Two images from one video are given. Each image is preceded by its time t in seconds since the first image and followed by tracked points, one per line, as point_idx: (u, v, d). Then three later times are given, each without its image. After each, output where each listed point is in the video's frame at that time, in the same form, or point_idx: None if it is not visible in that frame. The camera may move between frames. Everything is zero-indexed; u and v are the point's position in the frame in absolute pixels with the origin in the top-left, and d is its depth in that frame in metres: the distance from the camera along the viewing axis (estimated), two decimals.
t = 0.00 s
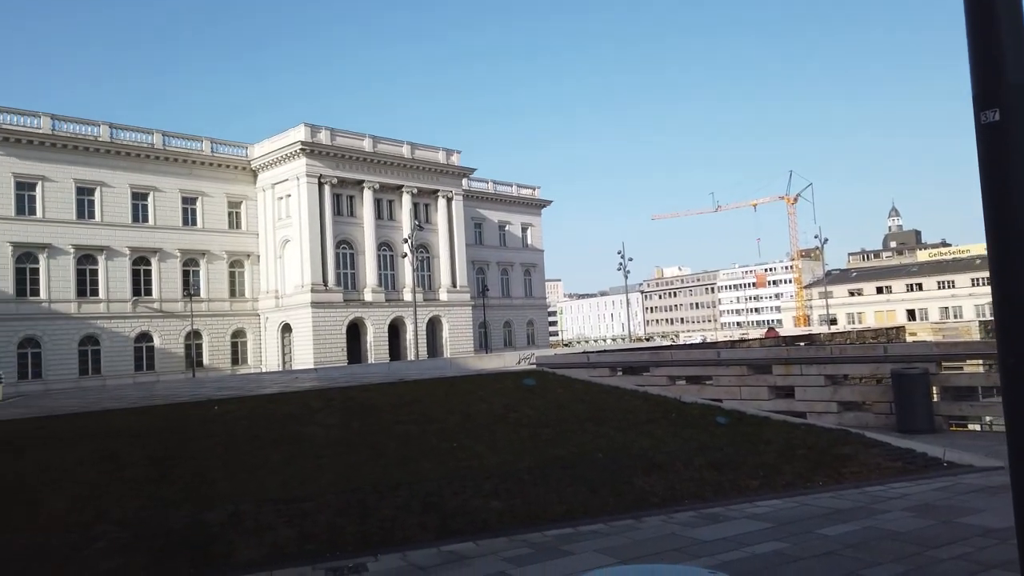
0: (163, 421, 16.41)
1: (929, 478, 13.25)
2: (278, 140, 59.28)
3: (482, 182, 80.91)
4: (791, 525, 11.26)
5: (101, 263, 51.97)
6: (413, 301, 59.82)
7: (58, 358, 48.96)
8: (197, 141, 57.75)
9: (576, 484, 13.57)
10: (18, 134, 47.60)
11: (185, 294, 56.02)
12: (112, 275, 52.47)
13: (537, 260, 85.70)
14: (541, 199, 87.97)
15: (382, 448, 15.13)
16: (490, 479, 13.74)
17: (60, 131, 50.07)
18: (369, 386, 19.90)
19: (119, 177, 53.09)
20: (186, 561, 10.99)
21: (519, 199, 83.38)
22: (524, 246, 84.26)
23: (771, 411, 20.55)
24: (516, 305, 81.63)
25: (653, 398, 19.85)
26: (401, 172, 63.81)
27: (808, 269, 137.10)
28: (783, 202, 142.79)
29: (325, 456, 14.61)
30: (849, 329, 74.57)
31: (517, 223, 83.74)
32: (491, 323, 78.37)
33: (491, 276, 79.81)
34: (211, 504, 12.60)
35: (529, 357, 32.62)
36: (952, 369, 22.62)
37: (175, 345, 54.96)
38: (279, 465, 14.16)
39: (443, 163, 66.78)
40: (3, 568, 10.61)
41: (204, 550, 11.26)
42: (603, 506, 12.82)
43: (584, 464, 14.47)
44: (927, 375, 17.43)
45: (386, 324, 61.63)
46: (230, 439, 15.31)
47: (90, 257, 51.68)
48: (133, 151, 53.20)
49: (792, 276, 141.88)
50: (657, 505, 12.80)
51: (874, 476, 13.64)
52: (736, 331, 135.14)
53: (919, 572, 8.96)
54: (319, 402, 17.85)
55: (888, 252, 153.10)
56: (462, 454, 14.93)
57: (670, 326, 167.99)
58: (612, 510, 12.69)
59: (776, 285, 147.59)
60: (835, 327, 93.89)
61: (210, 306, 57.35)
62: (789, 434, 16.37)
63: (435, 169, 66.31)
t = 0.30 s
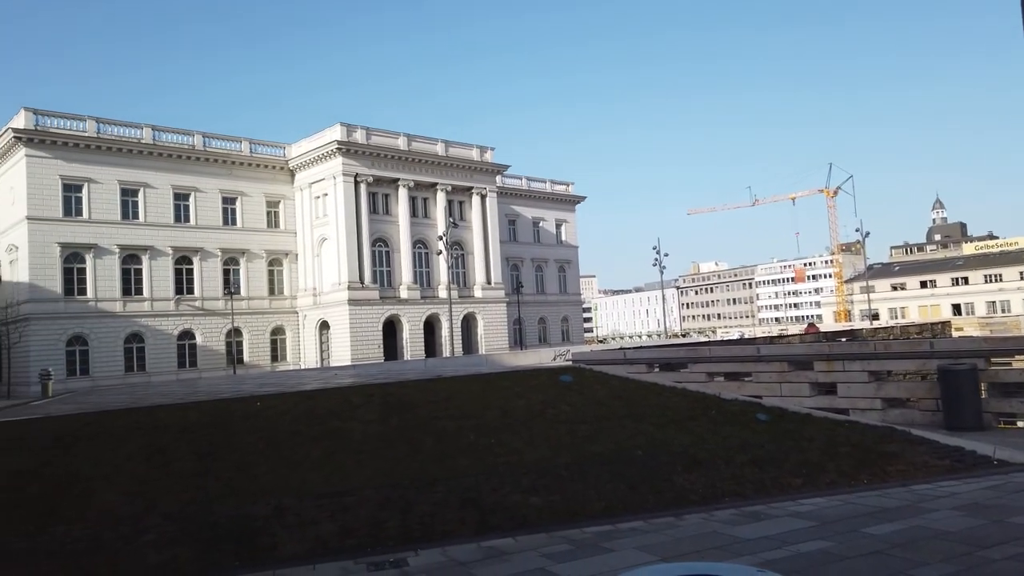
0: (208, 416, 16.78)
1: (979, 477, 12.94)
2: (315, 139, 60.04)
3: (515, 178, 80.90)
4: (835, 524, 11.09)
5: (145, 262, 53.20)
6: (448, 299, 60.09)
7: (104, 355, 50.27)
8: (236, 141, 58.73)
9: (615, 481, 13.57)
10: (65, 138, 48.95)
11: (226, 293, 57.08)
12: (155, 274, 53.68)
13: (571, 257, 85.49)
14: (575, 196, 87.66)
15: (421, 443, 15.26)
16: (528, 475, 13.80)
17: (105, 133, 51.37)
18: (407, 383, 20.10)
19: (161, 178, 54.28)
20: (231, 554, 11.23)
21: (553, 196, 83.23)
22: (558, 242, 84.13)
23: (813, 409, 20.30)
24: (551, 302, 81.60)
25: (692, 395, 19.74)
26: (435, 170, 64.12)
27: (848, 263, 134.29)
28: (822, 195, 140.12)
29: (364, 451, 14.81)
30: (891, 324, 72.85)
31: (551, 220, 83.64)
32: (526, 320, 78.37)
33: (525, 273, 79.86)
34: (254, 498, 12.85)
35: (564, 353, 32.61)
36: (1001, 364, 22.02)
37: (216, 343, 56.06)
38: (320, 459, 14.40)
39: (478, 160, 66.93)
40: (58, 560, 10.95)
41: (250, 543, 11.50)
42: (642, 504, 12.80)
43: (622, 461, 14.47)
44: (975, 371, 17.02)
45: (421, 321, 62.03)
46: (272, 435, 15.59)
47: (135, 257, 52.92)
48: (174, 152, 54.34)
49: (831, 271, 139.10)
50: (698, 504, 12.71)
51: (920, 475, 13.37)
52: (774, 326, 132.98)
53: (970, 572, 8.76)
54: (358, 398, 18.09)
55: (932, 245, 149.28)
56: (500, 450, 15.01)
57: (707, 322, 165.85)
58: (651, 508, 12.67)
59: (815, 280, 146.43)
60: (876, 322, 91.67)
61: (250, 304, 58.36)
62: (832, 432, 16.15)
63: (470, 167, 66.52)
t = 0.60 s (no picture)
0: (252, 412, 17.12)
1: None
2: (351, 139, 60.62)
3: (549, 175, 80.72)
4: (883, 523, 10.90)
5: (188, 262, 54.32)
6: (483, 296, 60.25)
7: (149, 352, 51.52)
8: (275, 142, 59.54)
9: (655, 480, 13.53)
10: (109, 141, 50.18)
11: (266, 291, 58.01)
12: (197, 273, 54.80)
13: (606, 253, 85.08)
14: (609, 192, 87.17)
15: (459, 440, 15.36)
16: (568, 472, 13.82)
17: (147, 136, 52.52)
18: (446, 379, 20.26)
19: (202, 179, 55.34)
20: (276, 548, 11.43)
21: (587, 192, 82.87)
22: (593, 239, 83.76)
23: (857, 406, 19.97)
24: (586, 298, 81.34)
25: (733, 393, 19.54)
26: (469, 168, 64.29)
27: (890, 257, 131.30)
28: (862, 187, 137.12)
29: (405, 447, 14.97)
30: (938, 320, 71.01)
31: (586, 216, 83.29)
32: (562, 317, 78.22)
33: (560, 269, 79.71)
34: (296, 493, 13.05)
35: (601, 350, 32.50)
36: None
37: (257, 340, 57.03)
38: (361, 455, 14.59)
39: (512, 158, 66.93)
40: (111, 553, 11.26)
41: (294, 537, 11.71)
42: (683, 503, 12.74)
43: (662, 460, 14.42)
44: None
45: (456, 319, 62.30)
46: (314, 430, 15.84)
47: (178, 256, 54.07)
48: (214, 154, 55.33)
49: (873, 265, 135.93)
50: (740, 503, 12.62)
51: (972, 475, 13.07)
52: (814, 322, 130.40)
53: None
54: (398, 395, 18.27)
55: (978, 238, 144.96)
56: (538, 447, 15.05)
57: (744, 318, 163.57)
58: (693, 507, 12.60)
59: (856, 274, 141.92)
60: (921, 318, 89.57)
61: (289, 302, 59.23)
62: (878, 431, 15.88)
63: (504, 165, 66.58)
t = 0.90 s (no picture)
0: (291, 402, 17.42)
1: None
2: (388, 133, 61.06)
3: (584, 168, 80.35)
4: (926, 524, 10.67)
5: (228, 254, 55.37)
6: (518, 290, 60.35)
7: (192, 343, 52.71)
8: (313, 137, 60.30)
9: (691, 476, 13.47)
10: (153, 136, 51.35)
11: (304, 284, 58.87)
12: (238, 266, 55.84)
13: (642, 247, 84.47)
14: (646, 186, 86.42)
15: (495, 433, 15.42)
16: (603, 466, 13.82)
17: (190, 131, 53.61)
18: (480, 373, 20.36)
19: (243, 174, 56.34)
20: (315, 536, 11.64)
21: (623, 186, 82.30)
22: (628, 233, 83.21)
23: (899, 404, 19.60)
24: (621, 293, 80.94)
25: (771, 390, 19.31)
26: (505, 162, 64.33)
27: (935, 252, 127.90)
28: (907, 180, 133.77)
29: (440, 439, 15.10)
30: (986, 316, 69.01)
31: (621, 211, 82.72)
32: (596, 311, 77.97)
33: (595, 263, 79.39)
34: (334, 483, 13.27)
35: (636, 345, 32.30)
36: None
37: (295, 332, 57.99)
38: (398, 446, 14.76)
39: (547, 151, 66.76)
40: (157, 539, 11.57)
41: (332, 526, 11.91)
42: (720, 500, 12.65)
43: (698, 456, 14.33)
44: None
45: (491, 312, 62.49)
46: (352, 421, 16.07)
47: (219, 249, 55.15)
48: (255, 148, 56.25)
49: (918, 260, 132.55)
50: (778, 501, 12.46)
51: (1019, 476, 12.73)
52: (855, 319, 127.64)
53: None
54: (434, 387, 18.42)
55: None
56: (573, 441, 15.05)
57: (783, 314, 160.92)
58: (729, 504, 12.51)
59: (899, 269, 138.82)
60: (967, 314, 87.29)
61: (327, 294, 60.04)
62: (921, 430, 15.55)
63: (540, 158, 66.45)
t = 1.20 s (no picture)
0: (324, 395, 17.66)
1: None
2: (421, 128, 61.34)
3: (617, 163, 79.82)
4: (966, 528, 10.42)
5: (265, 249, 56.24)
6: (550, 285, 60.29)
7: (228, 336, 53.74)
8: (347, 132, 60.88)
9: (723, 475, 13.37)
10: (192, 132, 52.33)
11: (338, 278, 59.54)
12: (274, 260, 56.70)
13: (675, 243, 83.72)
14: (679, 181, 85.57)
15: (525, 428, 15.46)
16: (634, 464, 13.78)
17: (228, 127, 54.52)
18: (511, 368, 20.40)
19: (280, 169, 57.16)
20: (348, 528, 11.79)
21: (656, 181, 81.62)
22: (661, 229, 82.51)
23: (938, 405, 19.20)
24: (653, 289, 80.35)
25: (806, 389, 19.04)
26: (538, 158, 64.25)
27: (978, 250, 124.49)
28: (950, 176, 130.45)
29: (471, 433, 15.18)
30: None
31: (655, 206, 82.05)
32: (628, 307, 77.54)
33: (627, 259, 78.89)
34: (366, 475, 13.43)
35: (668, 342, 32.07)
36: None
37: (329, 325, 58.75)
38: (429, 440, 14.88)
39: (580, 147, 66.46)
40: (193, 528, 11.84)
41: (364, 518, 12.06)
42: (751, 500, 12.55)
43: (730, 455, 14.21)
44: None
45: (523, 308, 62.54)
46: (384, 415, 16.23)
47: (255, 243, 56.05)
48: (291, 144, 57.00)
49: (960, 258, 129.22)
50: (811, 503, 12.32)
51: None
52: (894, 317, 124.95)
53: None
54: (464, 382, 18.50)
55: None
56: (603, 438, 15.02)
57: (819, 311, 158.16)
58: (762, 505, 12.37)
59: (941, 267, 135.60)
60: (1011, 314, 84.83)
61: (360, 289, 60.65)
62: (959, 432, 15.24)
63: (572, 153, 66.18)
